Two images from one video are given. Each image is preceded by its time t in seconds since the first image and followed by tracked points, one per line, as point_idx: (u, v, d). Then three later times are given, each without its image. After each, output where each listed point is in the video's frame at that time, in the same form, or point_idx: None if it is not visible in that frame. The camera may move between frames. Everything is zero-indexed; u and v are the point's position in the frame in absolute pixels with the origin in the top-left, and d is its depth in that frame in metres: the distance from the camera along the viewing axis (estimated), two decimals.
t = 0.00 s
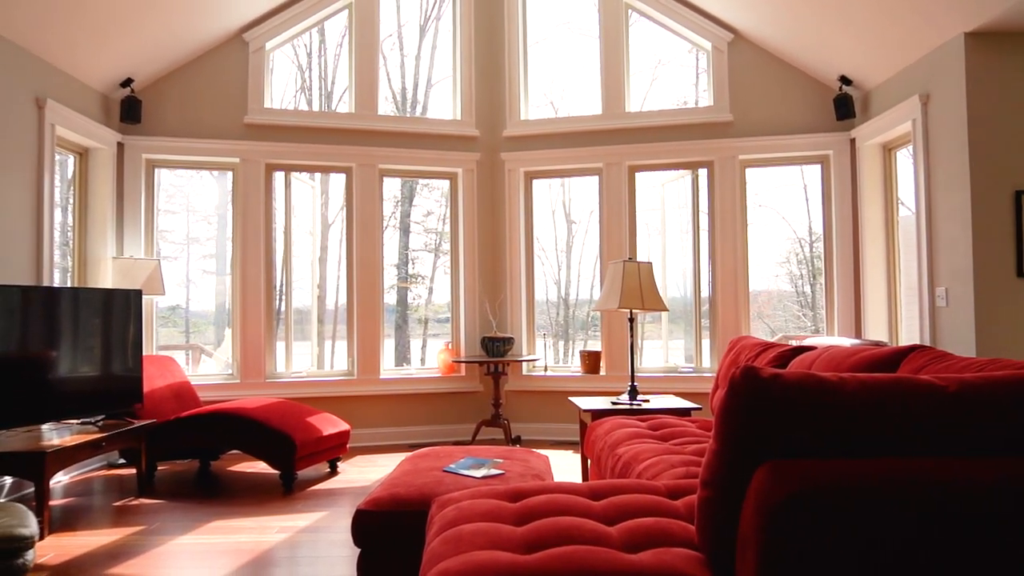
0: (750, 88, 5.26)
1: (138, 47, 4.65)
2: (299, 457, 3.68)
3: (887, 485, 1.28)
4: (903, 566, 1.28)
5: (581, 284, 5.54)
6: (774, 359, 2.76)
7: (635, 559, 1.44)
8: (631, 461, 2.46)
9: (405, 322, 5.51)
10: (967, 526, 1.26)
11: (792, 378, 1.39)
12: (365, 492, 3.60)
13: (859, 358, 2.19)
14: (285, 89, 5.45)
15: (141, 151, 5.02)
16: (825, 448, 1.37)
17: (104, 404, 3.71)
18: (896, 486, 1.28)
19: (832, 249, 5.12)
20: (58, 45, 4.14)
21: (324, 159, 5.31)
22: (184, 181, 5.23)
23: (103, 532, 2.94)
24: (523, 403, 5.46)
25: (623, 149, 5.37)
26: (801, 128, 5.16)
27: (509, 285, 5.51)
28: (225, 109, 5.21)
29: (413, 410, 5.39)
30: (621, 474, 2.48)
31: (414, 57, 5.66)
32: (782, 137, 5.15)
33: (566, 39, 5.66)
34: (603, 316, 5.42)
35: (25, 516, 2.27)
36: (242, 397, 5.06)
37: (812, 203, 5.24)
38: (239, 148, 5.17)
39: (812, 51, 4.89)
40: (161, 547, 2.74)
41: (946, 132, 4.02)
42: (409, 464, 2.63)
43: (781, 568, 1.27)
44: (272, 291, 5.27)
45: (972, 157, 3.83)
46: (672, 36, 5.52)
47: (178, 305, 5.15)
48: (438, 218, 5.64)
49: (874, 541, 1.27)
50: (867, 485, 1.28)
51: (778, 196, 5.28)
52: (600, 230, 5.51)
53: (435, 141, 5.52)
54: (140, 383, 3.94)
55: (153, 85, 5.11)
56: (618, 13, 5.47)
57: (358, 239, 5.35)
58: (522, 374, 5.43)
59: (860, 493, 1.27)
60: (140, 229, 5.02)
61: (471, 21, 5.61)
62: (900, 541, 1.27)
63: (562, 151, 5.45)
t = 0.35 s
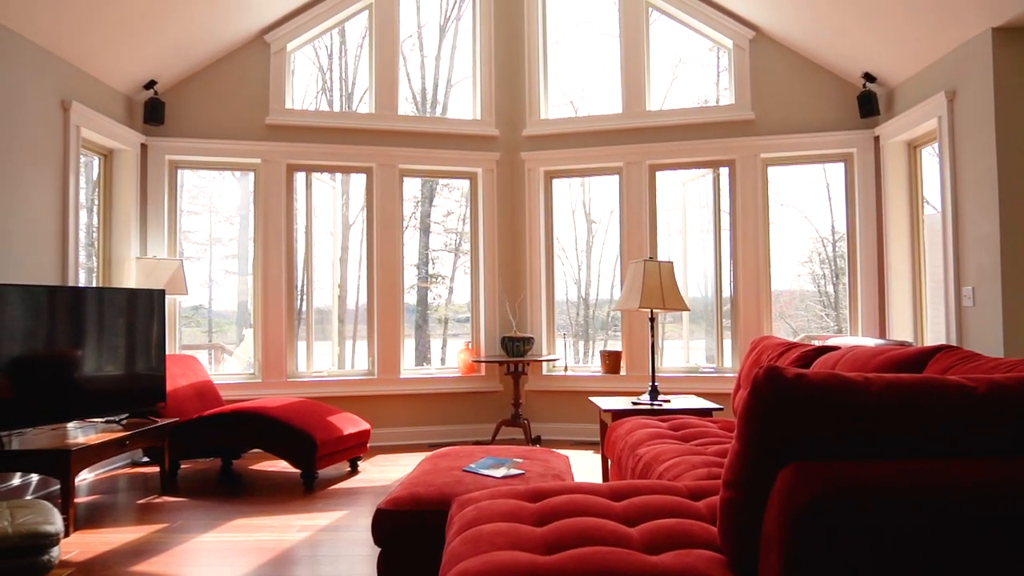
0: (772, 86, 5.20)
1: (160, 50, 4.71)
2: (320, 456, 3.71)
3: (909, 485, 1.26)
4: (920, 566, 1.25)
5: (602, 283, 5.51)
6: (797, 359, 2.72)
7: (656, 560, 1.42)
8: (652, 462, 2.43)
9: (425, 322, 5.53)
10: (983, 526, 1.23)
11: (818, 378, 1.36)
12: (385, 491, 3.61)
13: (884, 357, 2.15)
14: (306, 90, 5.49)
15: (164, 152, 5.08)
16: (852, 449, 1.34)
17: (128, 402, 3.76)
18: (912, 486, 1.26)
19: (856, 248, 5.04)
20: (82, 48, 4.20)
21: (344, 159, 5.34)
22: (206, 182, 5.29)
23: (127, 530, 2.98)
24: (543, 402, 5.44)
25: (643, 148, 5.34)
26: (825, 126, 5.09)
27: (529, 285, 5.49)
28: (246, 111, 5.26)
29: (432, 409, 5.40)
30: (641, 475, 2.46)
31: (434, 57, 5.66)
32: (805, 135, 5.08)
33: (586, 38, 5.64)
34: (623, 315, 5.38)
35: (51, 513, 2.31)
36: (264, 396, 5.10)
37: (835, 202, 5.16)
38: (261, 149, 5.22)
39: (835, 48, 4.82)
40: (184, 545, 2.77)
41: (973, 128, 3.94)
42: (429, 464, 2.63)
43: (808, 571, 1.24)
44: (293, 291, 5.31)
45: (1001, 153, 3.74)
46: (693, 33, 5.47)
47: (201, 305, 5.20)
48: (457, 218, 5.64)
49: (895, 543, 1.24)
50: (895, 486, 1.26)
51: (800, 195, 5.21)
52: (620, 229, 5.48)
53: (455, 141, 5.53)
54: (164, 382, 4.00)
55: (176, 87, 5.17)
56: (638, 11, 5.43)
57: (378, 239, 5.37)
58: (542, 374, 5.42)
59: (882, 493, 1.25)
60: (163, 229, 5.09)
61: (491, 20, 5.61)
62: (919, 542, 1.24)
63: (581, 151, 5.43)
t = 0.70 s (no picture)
0: (793, 84, 5.14)
1: (181, 52, 4.76)
2: (338, 457, 3.72)
3: (930, 488, 1.24)
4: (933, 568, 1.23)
5: (620, 283, 5.48)
6: (819, 360, 2.68)
7: (677, 563, 1.41)
8: (672, 463, 2.40)
9: (443, 321, 5.53)
10: (995, 526, 1.21)
11: (840, 379, 1.33)
12: (403, 491, 3.61)
13: (908, 358, 2.11)
14: (325, 91, 5.51)
15: (185, 153, 5.14)
16: (873, 450, 1.31)
17: (150, 402, 3.81)
18: (932, 489, 1.23)
19: (878, 247, 4.96)
20: (104, 51, 4.26)
21: (362, 159, 5.36)
22: (227, 183, 5.33)
23: (148, 528, 3.01)
24: (562, 403, 5.42)
25: (662, 146, 5.29)
26: (847, 124, 5.02)
27: (548, 285, 5.48)
28: (266, 113, 5.30)
29: (451, 410, 5.40)
30: (661, 476, 2.43)
31: (452, 57, 5.66)
32: (827, 134, 5.01)
33: (605, 37, 5.61)
34: (642, 315, 5.35)
35: (74, 511, 2.34)
36: (284, 395, 5.14)
37: (856, 202, 5.09)
38: (281, 149, 5.25)
39: (857, 45, 4.75)
40: (205, 543, 2.79)
41: (999, 125, 3.85)
42: (448, 464, 2.63)
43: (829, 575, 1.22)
44: (312, 291, 5.34)
45: None
46: (712, 32, 5.42)
47: (221, 305, 5.25)
48: (476, 218, 5.64)
49: (914, 545, 1.22)
50: (917, 491, 1.23)
51: (821, 194, 5.14)
52: (639, 228, 5.44)
53: (474, 141, 5.53)
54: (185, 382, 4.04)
55: (197, 90, 5.23)
56: (657, 9, 5.39)
57: (397, 238, 5.38)
58: (560, 374, 5.40)
59: (903, 498, 1.23)
60: (184, 230, 5.14)
61: (509, 20, 5.59)
62: (936, 545, 1.22)
63: (600, 150, 5.40)
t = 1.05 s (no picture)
0: (814, 81, 5.07)
1: (200, 54, 4.81)
2: (357, 455, 3.73)
3: (955, 490, 1.22)
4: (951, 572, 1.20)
5: (639, 283, 5.44)
6: (841, 361, 2.64)
7: (697, 566, 1.39)
8: (691, 464, 2.38)
9: (461, 321, 5.53)
10: (1012, 528, 1.19)
11: (864, 379, 1.30)
12: (421, 491, 3.61)
13: (933, 360, 2.07)
14: (344, 92, 5.54)
15: (205, 154, 5.19)
16: (897, 453, 1.29)
17: (171, 400, 3.85)
18: (957, 492, 1.21)
19: (901, 245, 4.88)
20: (125, 53, 4.31)
21: (380, 159, 5.38)
22: (247, 183, 5.38)
23: (169, 526, 3.04)
24: (579, 403, 5.40)
25: (681, 145, 5.25)
26: (869, 122, 4.95)
27: (566, 284, 5.46)
28: (285, 114, 5.34)
29: (468, 409, 5.40)
30: (681, 477, 2.41)
31: (470, 57, 5.66)
32: (849, 132, 4.94)
33: (623, 36, 5.58)
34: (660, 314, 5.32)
35: (96, 509, 2.37)
36: (302, 394, 5.17)
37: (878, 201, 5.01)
38: (300, 149, 5.28)
39: (879, 42, 4.68)
40: (225, 541, 2.81)
41: None
42: (467, 464, 2.63)
43: None
44: (331, 291, 5.37)
45: None
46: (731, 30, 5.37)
47: (241, 305, 5.29)
48: (494, 217, 5.64)
49: (939, 549, 1.20)
50: (941, 493, 1.21)
51: (842, 192, 5.08)
52: (658, 228, 5.41)
53: (491, 140, 5.52)
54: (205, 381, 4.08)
55: (217, 92, 5.28)
56: (676, 7, 5.35)
57: (415, 238, 5.39)
58: (578, 374, 5.37)
59: (928, 500, 1.20)
60: (205, 230, 5.19)
61: (527, 19, 5.58)
62: (960, 548, 1.20)
63: (618, 149, 5.37)
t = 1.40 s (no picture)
0: (834, 79, 5.01)
1: (218, 57, 4.86)
2: (374, 455, 3.74)
3: (981, 494, 1.19)
4: None
5: (656, 282, 5.41)
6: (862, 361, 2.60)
7: (717, 567, 1.37)
8: (710, 465, 2.35)
9: (477, 321, 5.53)
10: None
11: (887, 381, 1.28)
12: (437, 490, 3.62)
13: (956, 360, 2.03)
14: (361, 92, 5.55)
15: (223, 155, 5.23)
16: (921, 456, 1.26)
17: (190, 399, 3.89)
18: (983, 496, 1.18)
19: (922, 243, 4.81)
20: (144, 56, 4.36)
21: (396, 159, 5.39)
22: (265, 184, 5.41)
23: (188, 524, 3.07)
24: (596, 403, 5.38)
25: (699, 144, 5.21)
26: (890, 119, 4.88)
27: (582, 284, 5.44)
28: (302, 116, 5.36)
29: (485, 409, 5.40)
30: (699, 478, 2.39)
31: (487, 57, 5.66)
32: (869, 129, 4.88)
33: (639, 35, 5.54)
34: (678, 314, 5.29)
35: (117, 507, 2.39)
36: (320, 393, 5.20)
37: (898, 200, 4.94)
38: (317, 149, 5.31)
39: (899, 39, 4.61)
40: (243, 540, 2.83)
41: None
42: (484, 464, 2.62)
43: None
44: (348, 291, 5.39)
45: None
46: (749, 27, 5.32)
47: (258, 304, 5.33)
48: (510, 217, 5.63)
49: (965, 554, 1.17)
50: (966, 497, 1.18)
51: (862, 190, 5.01)
52: (675, 227, 5.37)
53: (507, 139, 5.51)
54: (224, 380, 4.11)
55: (235, 94, 5.32)
56: (693, 5, 5.31)
57: (432, 237, 5.40)
58: (595, 373, 5.35)
59: (953, 504, 1.18)
60: (223, 230, 5.23)
61: (543, 18, 5.57)
62: (986, 553, 1.17)
63: (635, 148, 5.33)
